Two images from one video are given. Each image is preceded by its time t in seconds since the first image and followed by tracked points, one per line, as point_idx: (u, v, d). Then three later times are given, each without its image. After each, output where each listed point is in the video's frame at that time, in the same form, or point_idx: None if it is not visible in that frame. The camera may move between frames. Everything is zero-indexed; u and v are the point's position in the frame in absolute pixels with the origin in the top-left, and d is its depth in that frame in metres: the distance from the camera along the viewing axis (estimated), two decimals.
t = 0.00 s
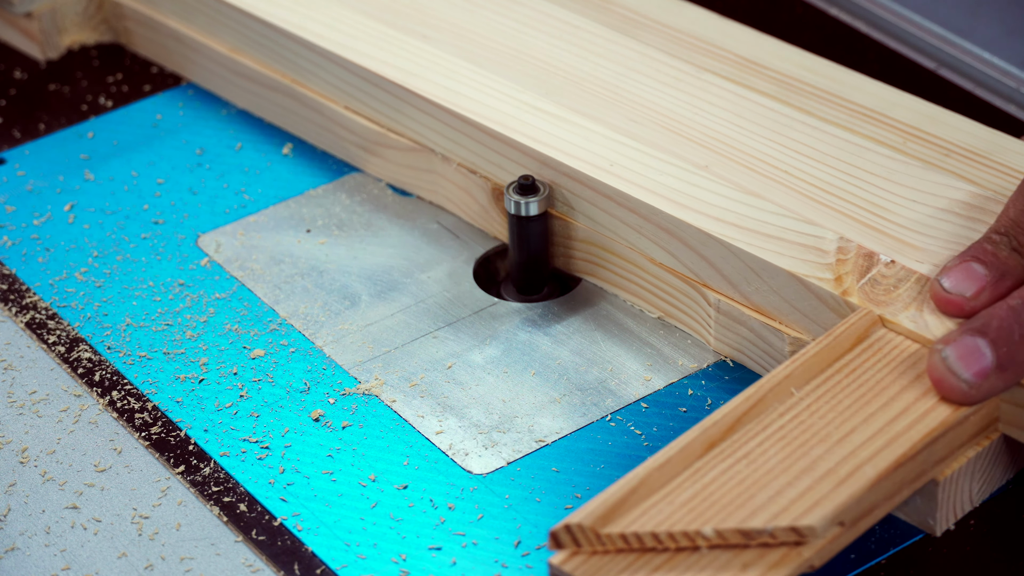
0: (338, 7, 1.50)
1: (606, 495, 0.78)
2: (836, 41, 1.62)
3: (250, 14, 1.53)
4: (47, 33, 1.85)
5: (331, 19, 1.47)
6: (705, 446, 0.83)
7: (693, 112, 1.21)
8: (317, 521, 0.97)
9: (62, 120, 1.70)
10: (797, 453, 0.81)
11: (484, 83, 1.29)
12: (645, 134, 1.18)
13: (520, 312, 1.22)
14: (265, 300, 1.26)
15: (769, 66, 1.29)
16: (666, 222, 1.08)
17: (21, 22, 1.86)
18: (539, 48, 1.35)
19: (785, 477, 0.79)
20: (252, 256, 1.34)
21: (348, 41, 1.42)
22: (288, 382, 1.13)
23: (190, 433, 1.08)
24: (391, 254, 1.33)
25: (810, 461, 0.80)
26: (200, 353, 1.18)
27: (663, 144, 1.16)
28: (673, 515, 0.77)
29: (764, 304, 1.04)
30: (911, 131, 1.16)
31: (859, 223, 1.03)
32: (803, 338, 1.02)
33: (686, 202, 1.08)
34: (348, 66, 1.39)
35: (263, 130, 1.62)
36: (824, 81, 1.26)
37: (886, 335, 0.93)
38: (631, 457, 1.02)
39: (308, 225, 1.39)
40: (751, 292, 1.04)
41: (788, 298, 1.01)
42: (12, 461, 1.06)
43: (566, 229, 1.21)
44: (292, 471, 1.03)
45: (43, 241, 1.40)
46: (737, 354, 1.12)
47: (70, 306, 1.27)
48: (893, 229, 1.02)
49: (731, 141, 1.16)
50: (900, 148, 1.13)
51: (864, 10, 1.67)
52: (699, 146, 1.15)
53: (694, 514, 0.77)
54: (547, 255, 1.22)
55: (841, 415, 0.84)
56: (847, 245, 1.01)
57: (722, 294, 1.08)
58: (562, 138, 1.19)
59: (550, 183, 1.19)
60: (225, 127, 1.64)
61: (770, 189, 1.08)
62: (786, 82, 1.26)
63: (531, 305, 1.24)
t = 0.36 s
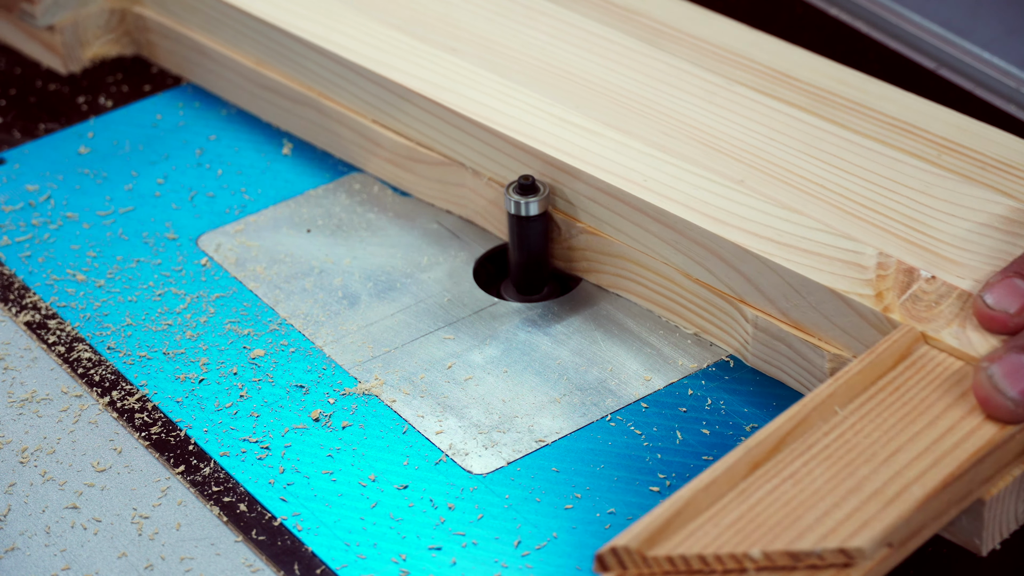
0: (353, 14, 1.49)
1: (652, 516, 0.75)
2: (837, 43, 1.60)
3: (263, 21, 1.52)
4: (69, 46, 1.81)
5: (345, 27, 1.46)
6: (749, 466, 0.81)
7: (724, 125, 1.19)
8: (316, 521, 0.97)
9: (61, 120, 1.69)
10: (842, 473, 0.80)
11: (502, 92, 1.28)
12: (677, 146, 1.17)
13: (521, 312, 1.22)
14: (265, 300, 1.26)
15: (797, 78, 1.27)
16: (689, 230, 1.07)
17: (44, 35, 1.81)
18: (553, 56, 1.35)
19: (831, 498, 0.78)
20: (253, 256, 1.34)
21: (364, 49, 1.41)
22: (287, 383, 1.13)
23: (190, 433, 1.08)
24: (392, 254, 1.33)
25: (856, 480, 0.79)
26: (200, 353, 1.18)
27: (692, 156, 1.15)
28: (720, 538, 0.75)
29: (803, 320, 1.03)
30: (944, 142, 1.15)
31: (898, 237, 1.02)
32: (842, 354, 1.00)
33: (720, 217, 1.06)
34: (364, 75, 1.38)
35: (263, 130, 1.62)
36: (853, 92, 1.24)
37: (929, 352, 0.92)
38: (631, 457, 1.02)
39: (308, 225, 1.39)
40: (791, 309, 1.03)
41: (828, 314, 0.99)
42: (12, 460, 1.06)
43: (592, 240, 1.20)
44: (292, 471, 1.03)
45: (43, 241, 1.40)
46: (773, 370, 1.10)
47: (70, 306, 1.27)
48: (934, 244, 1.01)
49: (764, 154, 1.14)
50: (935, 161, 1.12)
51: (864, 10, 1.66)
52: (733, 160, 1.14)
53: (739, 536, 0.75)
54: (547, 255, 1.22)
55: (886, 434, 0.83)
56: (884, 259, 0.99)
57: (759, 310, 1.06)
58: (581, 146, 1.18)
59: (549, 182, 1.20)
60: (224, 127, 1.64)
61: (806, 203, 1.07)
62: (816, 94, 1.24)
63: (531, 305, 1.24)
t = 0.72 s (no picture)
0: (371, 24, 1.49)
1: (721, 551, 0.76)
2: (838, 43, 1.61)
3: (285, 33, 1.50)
4: (101, 69, 1.73)
5: (361, 39, 1.46)
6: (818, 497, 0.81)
7: (768, 150, 1.16)
8: (316, 520, 0.98)
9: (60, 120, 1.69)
10: (913, 505, 0.79)
11: (523, 105, 1.28)
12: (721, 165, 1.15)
13: (520, 312, 1.22)
14: (265, 301, 1.26)
15: (844, 98, 1.26)
16: (737, 251, 1.04)
17: (76, 57, 1.73)
18: (571, 68, 1.35)
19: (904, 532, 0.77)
20: (254, 256, 1.34)
21: (381, 61, 1.40)
22: (287, 384, 1.13)
23: (190, 433, 1.08)
24: (393, 253, 1.33)
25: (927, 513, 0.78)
26: (200, 353, 1.18)
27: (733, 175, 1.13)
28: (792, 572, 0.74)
29: (863, 347, 0.99)
30: (994, 163, 1.14)
31: (958, 261, 1.00)
32: (904, 380, 0.97)
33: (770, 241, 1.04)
34: (380, 84, 1.37)
35: (263, 131, 1.62)
36: (895, 114, 1.23)
37: (995, 379, 0.91)
38: (632, 457, 1.03)
39: (309, 226, 1.39)
40: (851, 335, 0.99)
41: (888, 340, 0.97)
42: (11, 460, 1.06)
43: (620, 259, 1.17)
44: (292, 470, 1.03)
45: (42, 240, 1.40)
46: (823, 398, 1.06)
47: (69, 306, 1.27)
48: (994, 268, 1.00)
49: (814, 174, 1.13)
50: (987, 183, 1.11)
51: (865, 10, 1.59)
52: (788, 183, 1.12)
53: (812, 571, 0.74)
54: (547, 255, 1.22)
55: (955, 464, 0.82)
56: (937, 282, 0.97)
57: (816, 335, 1.03)
58: (603, 157, 1.18)
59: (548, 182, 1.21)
60: (224, 127, 1.64)
61: (860, 226, 1.05)
62: (867, 116, 1.23)
63: (531, 305, 1.24)
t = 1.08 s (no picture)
0: (377, 19, 1.45)
1: None
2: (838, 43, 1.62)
3: (307, 41, 1.41)
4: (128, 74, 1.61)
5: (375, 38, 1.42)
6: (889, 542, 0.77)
7: (805, 174, 1.14)
8: (316, 520, 0.98)
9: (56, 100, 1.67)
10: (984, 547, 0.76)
11: (534, 108, 1.26)
12: (759, 180, 1.14)
13: (521, 311, 1.21)
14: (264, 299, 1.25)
15: (860, 119, 1.27)
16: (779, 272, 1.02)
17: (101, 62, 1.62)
18: (583, 68, 1.32)
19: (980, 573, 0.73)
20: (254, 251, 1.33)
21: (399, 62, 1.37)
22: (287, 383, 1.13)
23: (190, 432, 1.08)
24: (395, 251, 1.32)
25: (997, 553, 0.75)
26: (200, 349, 1.18)
27: (768, 191, 1.12)
28: None
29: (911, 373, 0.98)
30: None
31: (1000, 292, 1.01)
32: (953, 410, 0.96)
33: (813, 265, 1.03)
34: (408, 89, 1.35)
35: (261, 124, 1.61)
36: (914, 137, 1.24)
37: None
38: (632, 458, 1.03)
39: (308, 224, 1.37)
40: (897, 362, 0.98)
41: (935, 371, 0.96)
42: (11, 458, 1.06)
43: (642, 284, 1.14)
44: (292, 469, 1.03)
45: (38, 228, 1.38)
46: (852, 463, 1.00)
47: (67, 297, 1.26)
48: None
49: (857, 192, 1.12)
50: None
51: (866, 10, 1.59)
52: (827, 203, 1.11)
53: None
54: (547, 255, 1.22)
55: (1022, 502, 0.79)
56: (998, 309, 0.99)
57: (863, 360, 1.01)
58: (616, 165, 1.16)
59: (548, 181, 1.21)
60: (223, 114, 1.61)
61: (904, 249, 1.05)
62: (882, 143, 1.23)
63: (531, 305, 1.23)
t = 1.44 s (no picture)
0: (384, 24, 1.45)
1: None
2: (837, 45, 1.61)
3: (314, 45, 1.41)
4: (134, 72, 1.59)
5: (384, 40, 1.41)
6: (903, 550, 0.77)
7: (814, 179, 1.14)
8: (316, 521, 0.98)
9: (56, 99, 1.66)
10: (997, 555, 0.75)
11: (542, 112, 1.26)
12: (768, 186, 1.13)
13: (520, 311, 1.21)
14: (264, 299, 1.25)
15: (869, 124, 1.27)
16: (790, 276, 1.02)
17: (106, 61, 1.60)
18: (590, 73, 1.32)
19: None
20: (255, 250, 1.33)
21: (408, 64, 1.36)
22: (287, 383, 1.13)
23: (190, 433, 1.08)
24: (395, 251, 1.32)
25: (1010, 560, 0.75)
26: (200, 349, 1.18)
27: (777, 197, 1.12)
28: None
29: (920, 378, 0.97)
30: None
31: (1010, 297, 1.01)
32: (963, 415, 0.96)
33: (822, 271, 1.02)
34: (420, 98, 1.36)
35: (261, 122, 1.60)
36: (923, 142, 1.24)
37: None
38: (633, 458, 1.03)
39: (308, 224, 1.37)
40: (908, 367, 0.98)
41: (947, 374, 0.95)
42: (12, 458, 1.06)
43: (649, 289, 1.14)
44: (293, 470, 1.03)
45: (38, 227, 1.38)
46: (863, 470, 1.00)
47: (67, 297, 1.26)
48: None
49: (866, 198, 1.11)
50: None
51: (867, 10, 1.59)
52: (836, 208, 1.10)
53: None
54: (547, 256, 1.22)
55: None
56: (1010, 315, 0.99)
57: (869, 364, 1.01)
58: (624, 170, 1.16)
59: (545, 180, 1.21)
60: (223, 113, 1.61)
61: (914, 255, 1.05)
62: (890, 148, 1.24)
63: (530, 305, 1.23)
